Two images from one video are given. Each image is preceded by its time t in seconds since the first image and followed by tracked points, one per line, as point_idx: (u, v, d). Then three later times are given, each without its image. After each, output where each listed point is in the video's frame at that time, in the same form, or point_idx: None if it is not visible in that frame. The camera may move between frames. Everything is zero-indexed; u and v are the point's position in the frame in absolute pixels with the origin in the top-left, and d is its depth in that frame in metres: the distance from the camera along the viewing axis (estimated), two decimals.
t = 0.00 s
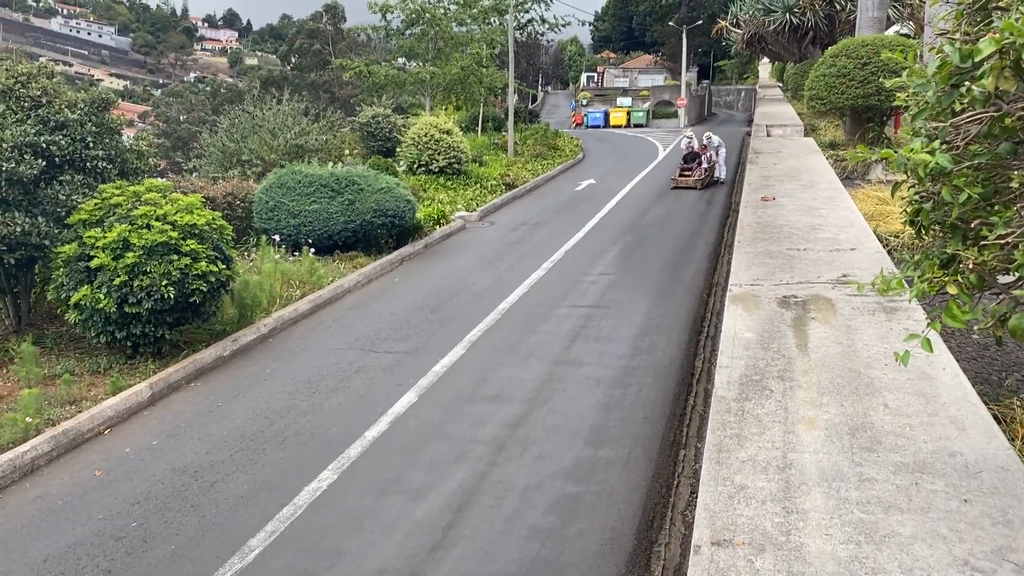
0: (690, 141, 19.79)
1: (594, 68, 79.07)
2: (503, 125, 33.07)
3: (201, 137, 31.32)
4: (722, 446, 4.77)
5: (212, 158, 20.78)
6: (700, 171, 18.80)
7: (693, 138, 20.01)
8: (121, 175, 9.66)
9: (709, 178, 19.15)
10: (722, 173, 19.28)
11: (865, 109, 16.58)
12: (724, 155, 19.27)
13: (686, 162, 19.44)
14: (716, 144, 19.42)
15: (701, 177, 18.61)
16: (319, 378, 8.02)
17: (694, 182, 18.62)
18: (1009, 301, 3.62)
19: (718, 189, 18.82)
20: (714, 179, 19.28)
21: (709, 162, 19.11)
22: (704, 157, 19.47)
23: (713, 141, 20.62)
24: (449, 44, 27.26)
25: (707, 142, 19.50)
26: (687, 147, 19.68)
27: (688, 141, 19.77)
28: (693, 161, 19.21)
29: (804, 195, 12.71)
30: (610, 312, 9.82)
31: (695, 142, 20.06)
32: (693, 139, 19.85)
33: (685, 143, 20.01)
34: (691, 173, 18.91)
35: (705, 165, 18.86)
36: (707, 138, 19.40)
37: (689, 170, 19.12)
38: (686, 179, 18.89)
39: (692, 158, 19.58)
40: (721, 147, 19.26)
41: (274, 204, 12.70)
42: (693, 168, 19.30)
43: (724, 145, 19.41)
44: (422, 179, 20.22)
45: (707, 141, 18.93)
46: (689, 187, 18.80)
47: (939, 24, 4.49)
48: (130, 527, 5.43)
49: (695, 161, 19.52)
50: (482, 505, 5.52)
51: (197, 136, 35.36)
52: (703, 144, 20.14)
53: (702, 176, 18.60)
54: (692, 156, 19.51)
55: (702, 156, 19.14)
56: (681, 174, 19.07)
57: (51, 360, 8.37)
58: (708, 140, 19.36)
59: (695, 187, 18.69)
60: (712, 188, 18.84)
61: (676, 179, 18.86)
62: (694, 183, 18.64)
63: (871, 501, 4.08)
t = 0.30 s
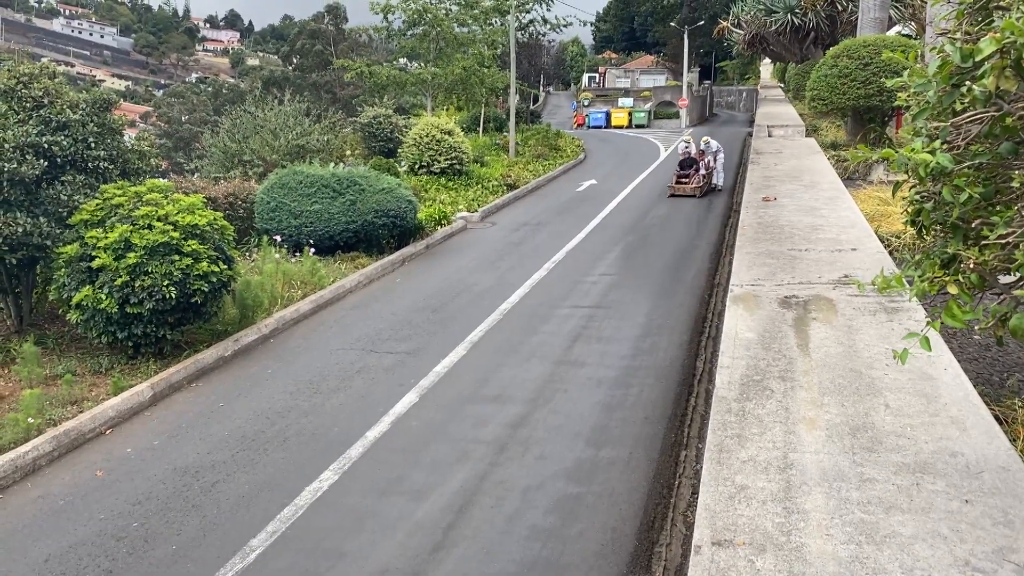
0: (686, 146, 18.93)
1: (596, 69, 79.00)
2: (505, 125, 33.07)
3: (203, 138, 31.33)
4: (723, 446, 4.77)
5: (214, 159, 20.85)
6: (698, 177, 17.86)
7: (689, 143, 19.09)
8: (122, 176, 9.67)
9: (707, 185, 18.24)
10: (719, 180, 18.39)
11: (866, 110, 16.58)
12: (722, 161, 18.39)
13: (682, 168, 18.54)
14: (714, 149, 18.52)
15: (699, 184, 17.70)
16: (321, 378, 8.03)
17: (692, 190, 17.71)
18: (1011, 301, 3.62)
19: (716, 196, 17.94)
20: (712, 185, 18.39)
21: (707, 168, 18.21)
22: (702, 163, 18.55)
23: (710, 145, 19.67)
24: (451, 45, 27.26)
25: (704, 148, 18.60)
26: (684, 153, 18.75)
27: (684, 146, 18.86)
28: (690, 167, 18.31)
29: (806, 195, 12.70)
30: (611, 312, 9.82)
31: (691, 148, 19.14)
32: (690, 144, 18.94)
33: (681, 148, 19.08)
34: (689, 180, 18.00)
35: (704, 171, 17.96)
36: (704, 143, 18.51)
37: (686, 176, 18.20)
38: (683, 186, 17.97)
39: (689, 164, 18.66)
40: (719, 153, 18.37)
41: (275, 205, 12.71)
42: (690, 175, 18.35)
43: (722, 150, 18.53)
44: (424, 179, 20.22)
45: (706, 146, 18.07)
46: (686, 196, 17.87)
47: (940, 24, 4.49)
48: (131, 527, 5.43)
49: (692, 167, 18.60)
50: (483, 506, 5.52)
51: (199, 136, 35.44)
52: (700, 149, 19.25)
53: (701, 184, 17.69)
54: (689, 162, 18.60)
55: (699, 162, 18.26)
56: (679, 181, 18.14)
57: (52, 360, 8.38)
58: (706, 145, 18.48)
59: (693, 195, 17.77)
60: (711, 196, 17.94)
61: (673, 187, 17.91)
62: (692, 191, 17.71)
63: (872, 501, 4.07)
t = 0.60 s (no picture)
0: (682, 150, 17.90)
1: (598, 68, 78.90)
2: (506, 125, 33.06)
3: (205, 137, 31.33)
4: (724, 446, 4.77)
5: (216, 158, 20.88)
6: (695, 184, 16.86)
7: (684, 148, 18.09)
8: (124, 175, 9.68)
9: (705, 192, 17.25)
10: (716, 187, 17.42)
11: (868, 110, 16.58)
12: (719, 166, 17.44)
13: (677, 174, 17.55)
14: (712, 153, 17.49)
15: (696, 192, 16.71)
16: (322, 377, 8.03)
17: (689, 198, 16.72)
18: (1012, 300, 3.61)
19: (715, 204, 17.00)
20: (709, 193, 17.43)
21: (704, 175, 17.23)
22: (699, 168, 17.54)
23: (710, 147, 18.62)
24: (453, 44, 27.25)
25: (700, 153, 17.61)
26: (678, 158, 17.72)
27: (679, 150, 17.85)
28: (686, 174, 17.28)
29: (807, 195, 12.69)
30: (613, 312, 9.81)
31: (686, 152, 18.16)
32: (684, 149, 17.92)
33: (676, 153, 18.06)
34: (685, 188, 16.98)
35: (701, 178, 16.98)
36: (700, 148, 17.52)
37: (681, 183, 17.18)
38: (680, 193, 16.98)
39: (685, 169, 17.66)
40: (716, 158, 17.41)
41: (277, 204, 12.71)
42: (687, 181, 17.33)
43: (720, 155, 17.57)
44: (425, 179, 20.22)
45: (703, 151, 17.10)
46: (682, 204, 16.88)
47: (940, 24, 4.48)
48: (133, 526, 5.44)
49: (687, 173, 17.59)
50: (484, 505, 5.52)
51: (201, 135, 35.51)
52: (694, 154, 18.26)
53: (698, 192, 16.71)
54: (685, 167, 17.59)
55: (695, 167, 17.29)
56: (675, 188, 17.17)
57: (55, 359, 8.39)
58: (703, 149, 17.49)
59: (690, 203, 16.77)
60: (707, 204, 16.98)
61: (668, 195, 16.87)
62: (690, 200, 16.70)
63: (873, 501, 4.07)
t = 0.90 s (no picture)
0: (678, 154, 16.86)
1: (601, 66, 78.76)
2: (509, 123, 33.04)
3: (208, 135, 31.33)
4: (726, 444, 4.77)
5: (219, 156, 20.90)
6: (692, 191, 15.85)
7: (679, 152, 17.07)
8: (127, 173, 9.70)
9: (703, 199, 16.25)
10: (714, 194, 16.42)
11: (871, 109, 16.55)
12: (717, 172, 16.43)
13: (673, 180, 16.54)
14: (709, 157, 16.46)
15: (694, 200, 15.70)
16: (325, 375, 8.04)
17: (686, 206, 15.72)
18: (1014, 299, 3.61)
19: (713, 212, 16.00)
20: (707, 200, 16.45)
21: (701, 181, 16.22)
22: (695, 173, 16.52)
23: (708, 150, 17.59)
24: (456, 42, 27.23)
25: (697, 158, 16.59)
26: (674, 163, 16.69)
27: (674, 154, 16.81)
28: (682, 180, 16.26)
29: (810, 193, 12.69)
30: (615, 311, 9.80)
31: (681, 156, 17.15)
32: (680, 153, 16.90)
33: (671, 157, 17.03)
34: (681, 196, 15.98)
35: (698, 185, 15.99)
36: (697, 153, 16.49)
37: (678, 190, 16.16)
38: (676, 201, 15.99)
39: (681, 175, 16.63)
40: (714, 163, 16.40)
41: (280, 202, 12.72)
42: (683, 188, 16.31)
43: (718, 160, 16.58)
44: (428, 177, 20.21)
45: (700, 156, 16.08)
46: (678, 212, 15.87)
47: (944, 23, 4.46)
48: (135, 523, 5.45)
49: (683, 178, 16.56)
50: (486, 503, 5.53)
51: (203, 133, 35.52)
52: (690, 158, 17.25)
53: (696, 200, 15.70)
54: (681, 172, 16.56)
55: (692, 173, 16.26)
56: (671, 196, 16.17)
57: (57, 356, 8.41)
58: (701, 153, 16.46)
59: (687, 211, 15.77)
60: (705, 212, 15.98)
61: (664, 203, 15.86)
62: (687, 208, 15.69)
63: (875, 500, 4.07)
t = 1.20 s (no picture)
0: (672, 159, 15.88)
1: (604, 64, 78.65)
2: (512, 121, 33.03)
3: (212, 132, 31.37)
4: (730, 441, 4.76)
5: (223, 153, 20.92)
6: (690, 198, 14.87)
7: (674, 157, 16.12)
8: (131, 170, 9.71)
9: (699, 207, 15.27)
10: (710, 201, 15.48)
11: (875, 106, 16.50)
12: (715, 178, 15.51)
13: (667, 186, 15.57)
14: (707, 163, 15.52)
15: (692, 207, 14.73)
16: (328, 373, 8.05)
17: (684, 214, 14.73)
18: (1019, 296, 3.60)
19: (711, 220, 14.98)
20: (705, 208, 15.49)
21: (699, 187, 15.27)
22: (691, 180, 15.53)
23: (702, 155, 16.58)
24: (459, 40, 27.23)
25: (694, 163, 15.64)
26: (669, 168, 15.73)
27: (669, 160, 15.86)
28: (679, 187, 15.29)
29: (813, 191, 12.67)
30: (618, 309, 9.80)
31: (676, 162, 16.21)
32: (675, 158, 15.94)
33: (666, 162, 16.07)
34: (679, 202, 14.99)
35: (696, 191, 15.04)
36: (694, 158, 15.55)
37: (674, 197, 15.18)
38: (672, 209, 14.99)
39: (676, 181, 15.64)
40: (712, 169, 15.48)
41: (282, 200, 12.73)
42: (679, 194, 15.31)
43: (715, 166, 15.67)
44: (431, 174, 20.21)
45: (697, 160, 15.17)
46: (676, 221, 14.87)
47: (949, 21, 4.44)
48: (139, 520, 5.46)
49: (679, 185, 15.61)
50: (489, 501, 5.54)
51: (207, 130, 35.60)
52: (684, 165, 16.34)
53: (695, 207, 14.70)
54: (676, 178, 15.61)
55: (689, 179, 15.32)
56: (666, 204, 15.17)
57: (61, 353, 8.43)
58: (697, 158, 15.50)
59: (686, 219, 14.77)
60: (704, 220, 15.01)
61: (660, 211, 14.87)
62: (686, 216, 14.69)
63: (879, 497, 4.07)
